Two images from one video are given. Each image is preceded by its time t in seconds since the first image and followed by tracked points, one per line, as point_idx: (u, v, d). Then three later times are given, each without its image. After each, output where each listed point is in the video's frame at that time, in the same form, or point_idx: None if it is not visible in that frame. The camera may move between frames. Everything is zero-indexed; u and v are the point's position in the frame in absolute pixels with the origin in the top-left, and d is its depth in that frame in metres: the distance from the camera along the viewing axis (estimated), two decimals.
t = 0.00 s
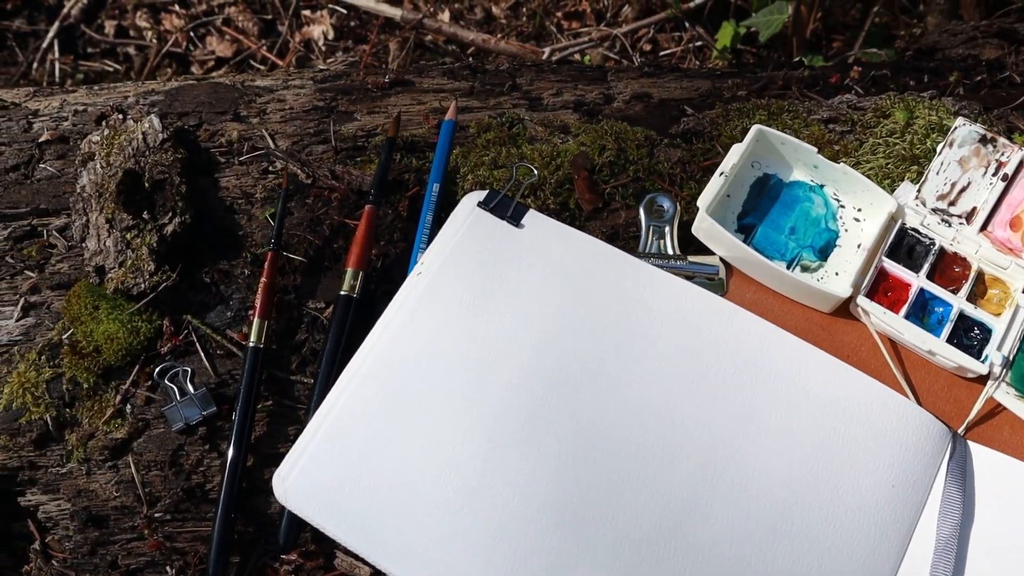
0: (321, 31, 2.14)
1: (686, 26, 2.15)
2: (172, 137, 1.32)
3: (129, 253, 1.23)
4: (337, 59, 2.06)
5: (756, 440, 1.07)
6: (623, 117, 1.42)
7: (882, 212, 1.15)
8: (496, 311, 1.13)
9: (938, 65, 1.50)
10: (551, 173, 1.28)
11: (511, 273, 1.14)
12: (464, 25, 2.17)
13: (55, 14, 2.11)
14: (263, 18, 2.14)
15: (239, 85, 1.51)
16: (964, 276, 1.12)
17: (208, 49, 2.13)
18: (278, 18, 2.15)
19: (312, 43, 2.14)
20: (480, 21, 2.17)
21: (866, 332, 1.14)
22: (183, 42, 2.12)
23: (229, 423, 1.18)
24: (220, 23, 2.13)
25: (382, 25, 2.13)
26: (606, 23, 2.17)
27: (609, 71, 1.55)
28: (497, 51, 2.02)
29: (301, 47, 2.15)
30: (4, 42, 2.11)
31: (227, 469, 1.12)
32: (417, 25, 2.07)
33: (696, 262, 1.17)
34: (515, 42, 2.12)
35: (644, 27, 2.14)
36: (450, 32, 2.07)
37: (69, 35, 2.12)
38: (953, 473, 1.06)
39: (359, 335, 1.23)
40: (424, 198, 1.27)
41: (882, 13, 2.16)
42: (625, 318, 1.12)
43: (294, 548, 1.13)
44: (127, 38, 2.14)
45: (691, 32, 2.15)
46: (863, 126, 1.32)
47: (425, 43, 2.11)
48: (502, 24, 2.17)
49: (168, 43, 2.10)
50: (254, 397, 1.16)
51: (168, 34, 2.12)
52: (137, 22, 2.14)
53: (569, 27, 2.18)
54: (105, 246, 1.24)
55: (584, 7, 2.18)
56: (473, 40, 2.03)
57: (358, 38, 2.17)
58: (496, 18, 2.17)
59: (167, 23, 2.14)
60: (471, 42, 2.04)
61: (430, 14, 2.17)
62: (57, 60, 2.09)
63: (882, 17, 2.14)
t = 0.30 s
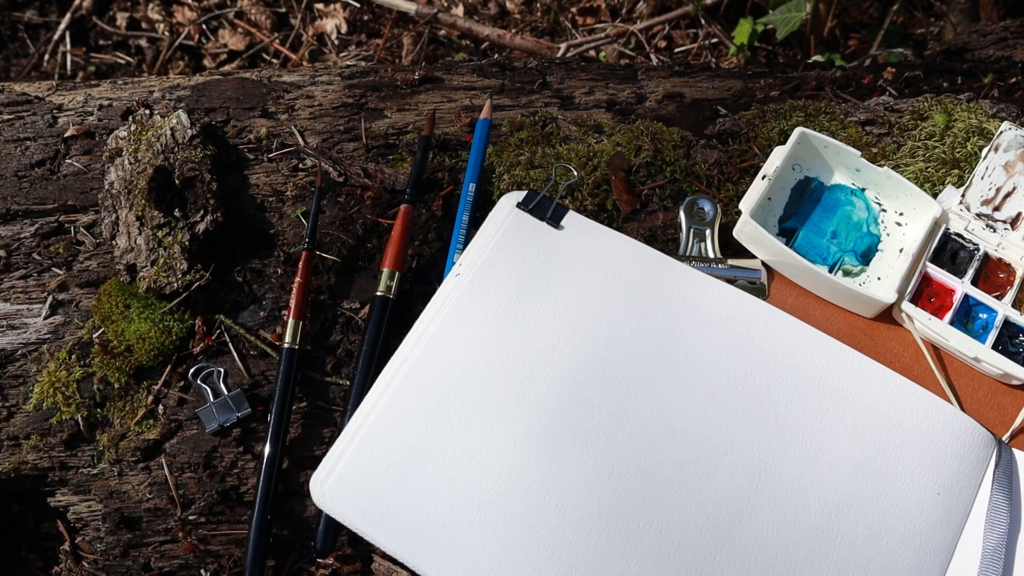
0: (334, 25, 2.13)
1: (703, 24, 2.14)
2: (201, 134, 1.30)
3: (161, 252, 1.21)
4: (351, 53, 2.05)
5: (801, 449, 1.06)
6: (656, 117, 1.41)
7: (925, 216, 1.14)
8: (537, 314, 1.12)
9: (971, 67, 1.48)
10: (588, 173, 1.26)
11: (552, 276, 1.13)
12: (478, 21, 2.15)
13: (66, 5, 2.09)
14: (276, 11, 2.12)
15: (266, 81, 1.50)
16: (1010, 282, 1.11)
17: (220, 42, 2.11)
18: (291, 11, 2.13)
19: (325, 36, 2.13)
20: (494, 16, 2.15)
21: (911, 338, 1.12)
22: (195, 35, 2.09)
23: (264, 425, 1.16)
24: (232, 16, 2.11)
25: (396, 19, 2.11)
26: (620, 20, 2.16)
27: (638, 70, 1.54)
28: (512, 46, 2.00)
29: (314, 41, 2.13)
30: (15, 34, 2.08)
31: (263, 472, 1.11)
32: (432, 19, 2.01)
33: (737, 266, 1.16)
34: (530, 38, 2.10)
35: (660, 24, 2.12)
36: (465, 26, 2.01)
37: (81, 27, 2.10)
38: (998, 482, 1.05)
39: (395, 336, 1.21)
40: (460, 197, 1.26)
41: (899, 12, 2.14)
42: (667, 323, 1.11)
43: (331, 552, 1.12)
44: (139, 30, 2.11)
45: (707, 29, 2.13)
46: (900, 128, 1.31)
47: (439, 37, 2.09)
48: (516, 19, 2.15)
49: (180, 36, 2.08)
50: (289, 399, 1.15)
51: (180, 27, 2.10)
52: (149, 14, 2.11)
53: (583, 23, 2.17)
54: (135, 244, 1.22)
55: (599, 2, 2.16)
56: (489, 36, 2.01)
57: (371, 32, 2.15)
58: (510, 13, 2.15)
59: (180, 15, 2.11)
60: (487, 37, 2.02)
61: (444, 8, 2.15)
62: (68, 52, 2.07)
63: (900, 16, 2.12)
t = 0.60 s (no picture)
0: (346, 23, 2.13)
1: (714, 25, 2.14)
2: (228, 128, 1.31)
3: (190, 245, 1.21)
4: (362, 51, 2.05)
5: (833, 445, 1.06)
6: (680, 115, 1.41)
7: (954, 215, 1.13)
8: (569, 308, 1.12)
9: (994, 68, 1.47)
10: (615, 170, 1.27)
11: (583, 271, 1.14)
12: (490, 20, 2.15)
13: (79, 3, 2.09)
14: (288, 9, 2.13)
15: (290, 76, 1.50)
16: None
17: (232, 40, 2.11)
18: (304, 10, 2.14)
19: (337, 35, 2.13)
20: (506, 15, 2.15)
21: (940, 335, 1.13)
22: (207, 33, 2.11)
23: (293, 418, 1.17)
24: (244, 15, 2.12)
25: (407, 18, 2.11)
26: (632, 20, 2.17)
27: (661, 68, 1.54)
28: (524, 45, 2.01)
29: (327, 39, 2.13)
30: (28, 31, 2.08)
31: (292, 465, 1.11)
32: (444, 18, 2.04)
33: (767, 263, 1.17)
34: (543, 38, 2.10)
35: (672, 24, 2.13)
36: (478, 25, 2.01)
37: (93, 23, 2.10)
38: None
39: (424, 331, 1.22)
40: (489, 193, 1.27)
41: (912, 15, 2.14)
42: (697, 319, 1.12)
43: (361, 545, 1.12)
44: (151, 27, 2.12)
45: (719, 30, 2.13)
46: (926, 128, 1.31)
47: (451, 37, 2.09)
48: (528, 19, 2.14)
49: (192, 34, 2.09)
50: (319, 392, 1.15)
51: (192, 25, 2.11)
52: (162, 11, 2.12)
53: (595, 24, 2.17)
54: (164, 237, 1.22)
55: (611, 3, 2.16)
56: (502, 35, 2.01)
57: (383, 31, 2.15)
58: (521, 13, 2.15)
59: (192, 13, 2.12)
60: (500, 37, 2.02)
61: (456, 8, 2.15)
62: (82, 49, 2.07)
63: (912, 19, 2.12)
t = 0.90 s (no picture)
0: (359, 20, 2.13)
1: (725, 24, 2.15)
2: (258, 116, 1.31)
3: (223, 230, 1.22)
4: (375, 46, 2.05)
5: (862, 429, 1.07)
6: (704, 107, 1.42)
7: (980, 205, 1.15)
8: (601, 294, 1.13)
9: (1015, 62, 1.48)
10: (643, 160, 1.29)
11: (615, 257, 1.15)
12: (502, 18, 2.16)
13: None
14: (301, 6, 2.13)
15: (316, 67, 1.51)
16: None
17: (246, 36, 2.12)
18: (317, 7, 2.14)
19: (349, 32, 2.13)
20: (517, 13, 2.14)
21: (967, 323, 1.14)
22: (221, 29, 2.11)
23: (326, 402, 1.18)
24: (258, 11, 2.12)
25: (420, 15, 2.11)
26: (644, 19, 2.17)
27: (683, 62, 1.55)
28: (538, 43, 2.02)
29: (339, 36, 2.14)
30: (42, 26, 2.09)
31: (325, 448, 1.12)
32: (457, 16, 2.04)
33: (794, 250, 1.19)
34: (555, 36, 2.11)
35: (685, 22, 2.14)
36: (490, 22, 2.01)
37: (107, 19, 2.11)
38: None
39: (455, 317, 1.23)
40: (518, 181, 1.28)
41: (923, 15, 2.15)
42: (727, 307, 1.13)
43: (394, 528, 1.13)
44: (165, 23, 2.12)
45: (731, 28, 2.14)
46: (950, 120, 1.33)
47: (463, 34, 2.10)
48: (540, 16, 2.14)
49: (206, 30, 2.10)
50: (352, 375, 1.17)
51: (206, 20, 2.11)
52: (175, 7, 2.12)
53: (607, 21, 2.17)
54: (197, 223, 1.23)
55: (623, 1, 2.17)
56: (515, 33, 2.02)
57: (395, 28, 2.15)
58: (533, 11, 2.14)
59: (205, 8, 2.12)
60: (513, 35, 2.02)
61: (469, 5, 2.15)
62: (96, 44, 2.07)
63: (923, 19, 2.13)
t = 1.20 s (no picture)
0: (366, 14, 2.13)
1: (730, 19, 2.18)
2: (279, 99, 1.35)
3: (248, 208, 1.25)
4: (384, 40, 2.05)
5: (869, 399, 1.11)
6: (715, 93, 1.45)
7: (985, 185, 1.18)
8: (616, 269, 1.17)
9: (1020, 51, 1.51)
10: (656, 142, 1.33)
11: (630, 234, 1.19)
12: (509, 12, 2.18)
13: None
14: None
15: (334, 53, 1.54)
16: None
17: (256, 29, 2.14)
18: None
19: (358, 26, 2.14)
20: (524, 8, 2.17)
21: (971, 298, 1.18)
22: (231, 22, 2.14)
23: (348, 374, 1.21)
24: (267, 3, 2.14)
25: (429, 9, 2.13)
26: (650, 13, 2.19)
27: (694, 50, 1.58)
28: (545, 36, 2.05)
29: (348, 30, 2.14)
30: (54, 18, 2.11)
31: (348, 418, 1.15)
32: (466, 9, 2.09)
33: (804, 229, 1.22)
34: (562, 30, 2.13)
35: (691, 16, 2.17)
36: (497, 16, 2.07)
37: (118, 12, 2.13)
38: None
39: (473, 293, 1.26)
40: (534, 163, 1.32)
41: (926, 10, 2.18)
42: (739, 285, 1.16)
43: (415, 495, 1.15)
44: (175, 15, 2.15)
45: (736, 23, 2.16)
46: (955, 106, 1.36)
47: (471, 29, 2.13)
48: (547, 11, 2.17)
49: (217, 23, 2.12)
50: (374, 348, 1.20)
51: (217, 13, 2.14)
52: None
53: (613, 16, 2.20)
54: (222, 202, 1.26)
55: None
56: (522, 27, 2.06)
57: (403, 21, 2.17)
58: (541, 5, 2.17)
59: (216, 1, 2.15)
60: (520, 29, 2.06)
61: None
62: (107, 36, 2.10)
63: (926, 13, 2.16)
